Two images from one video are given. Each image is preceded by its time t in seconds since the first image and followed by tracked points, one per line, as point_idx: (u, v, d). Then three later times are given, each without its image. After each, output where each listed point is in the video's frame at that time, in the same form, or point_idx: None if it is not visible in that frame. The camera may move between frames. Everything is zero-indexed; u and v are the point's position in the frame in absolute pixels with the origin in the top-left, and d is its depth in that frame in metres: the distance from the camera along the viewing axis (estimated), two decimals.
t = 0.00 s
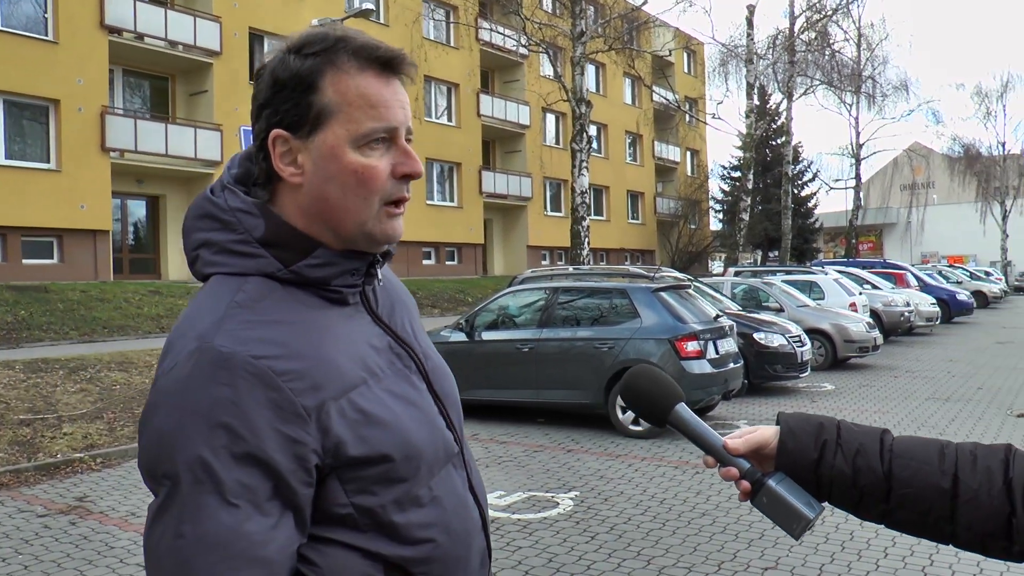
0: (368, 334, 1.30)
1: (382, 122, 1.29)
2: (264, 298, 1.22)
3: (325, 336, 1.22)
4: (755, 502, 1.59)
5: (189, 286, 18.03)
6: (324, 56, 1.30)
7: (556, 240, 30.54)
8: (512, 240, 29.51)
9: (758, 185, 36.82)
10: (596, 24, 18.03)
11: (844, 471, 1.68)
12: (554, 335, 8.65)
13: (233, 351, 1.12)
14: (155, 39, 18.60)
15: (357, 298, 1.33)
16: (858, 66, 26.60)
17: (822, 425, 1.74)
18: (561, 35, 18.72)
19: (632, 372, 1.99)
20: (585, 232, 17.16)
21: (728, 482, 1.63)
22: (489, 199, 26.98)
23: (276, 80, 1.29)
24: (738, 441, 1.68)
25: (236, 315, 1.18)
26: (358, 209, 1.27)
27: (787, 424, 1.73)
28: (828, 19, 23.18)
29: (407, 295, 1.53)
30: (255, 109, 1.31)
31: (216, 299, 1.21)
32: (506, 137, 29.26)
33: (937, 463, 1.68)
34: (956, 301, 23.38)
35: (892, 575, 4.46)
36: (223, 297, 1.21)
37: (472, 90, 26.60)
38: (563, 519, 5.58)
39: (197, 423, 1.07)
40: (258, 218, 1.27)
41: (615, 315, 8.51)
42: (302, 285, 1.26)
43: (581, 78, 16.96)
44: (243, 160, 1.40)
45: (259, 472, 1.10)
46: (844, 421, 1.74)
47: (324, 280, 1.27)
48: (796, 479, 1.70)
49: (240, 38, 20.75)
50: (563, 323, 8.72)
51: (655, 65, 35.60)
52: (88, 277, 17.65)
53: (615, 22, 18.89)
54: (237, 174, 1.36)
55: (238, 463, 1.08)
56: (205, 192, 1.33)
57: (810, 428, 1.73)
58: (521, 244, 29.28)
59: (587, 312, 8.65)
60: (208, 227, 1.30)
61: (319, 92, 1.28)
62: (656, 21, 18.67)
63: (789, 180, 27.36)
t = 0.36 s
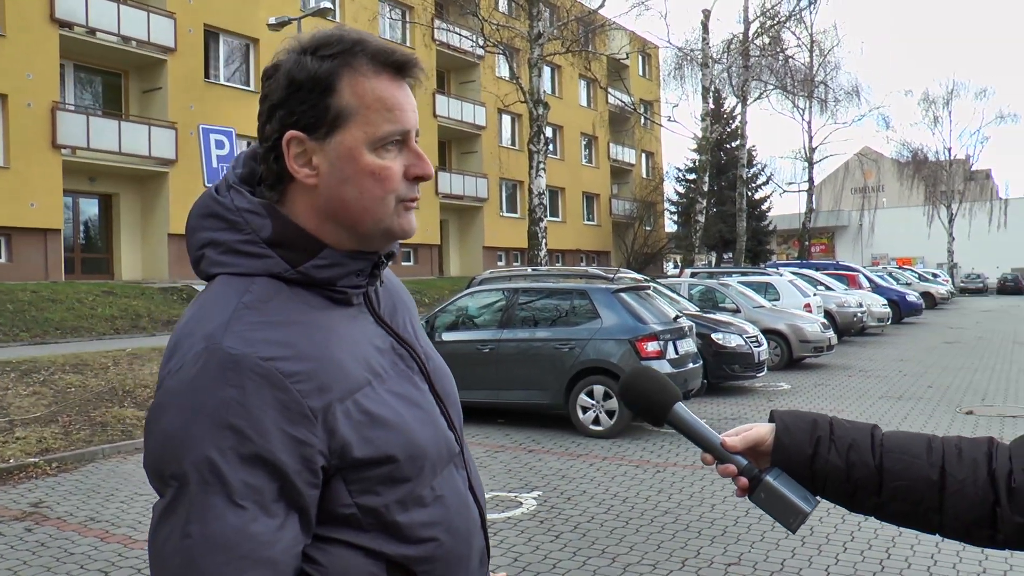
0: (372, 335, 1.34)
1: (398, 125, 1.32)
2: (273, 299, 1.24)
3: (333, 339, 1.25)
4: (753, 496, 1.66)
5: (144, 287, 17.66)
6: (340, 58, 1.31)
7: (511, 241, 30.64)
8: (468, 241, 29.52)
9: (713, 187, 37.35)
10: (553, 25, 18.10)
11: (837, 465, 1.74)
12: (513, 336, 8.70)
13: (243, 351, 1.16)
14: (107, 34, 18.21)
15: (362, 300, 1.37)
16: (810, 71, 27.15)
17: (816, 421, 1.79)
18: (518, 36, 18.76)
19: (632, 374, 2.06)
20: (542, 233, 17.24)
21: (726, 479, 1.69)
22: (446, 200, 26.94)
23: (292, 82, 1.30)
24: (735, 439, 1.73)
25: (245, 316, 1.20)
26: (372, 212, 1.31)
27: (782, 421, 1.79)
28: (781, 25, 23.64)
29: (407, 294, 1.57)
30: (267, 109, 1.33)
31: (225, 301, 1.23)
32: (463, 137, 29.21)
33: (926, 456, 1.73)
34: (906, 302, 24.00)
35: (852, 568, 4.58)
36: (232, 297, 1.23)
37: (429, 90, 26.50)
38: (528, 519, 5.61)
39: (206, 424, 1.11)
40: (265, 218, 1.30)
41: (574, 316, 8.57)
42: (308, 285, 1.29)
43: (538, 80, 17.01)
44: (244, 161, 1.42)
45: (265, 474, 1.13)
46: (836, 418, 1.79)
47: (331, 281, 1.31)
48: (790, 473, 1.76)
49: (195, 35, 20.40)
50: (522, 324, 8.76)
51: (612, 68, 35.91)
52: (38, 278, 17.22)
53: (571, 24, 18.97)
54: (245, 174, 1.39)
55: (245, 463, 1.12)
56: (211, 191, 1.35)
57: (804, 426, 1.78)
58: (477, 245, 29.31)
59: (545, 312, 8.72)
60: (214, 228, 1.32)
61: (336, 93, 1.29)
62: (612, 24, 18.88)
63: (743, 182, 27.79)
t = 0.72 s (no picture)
0: (367, 335, 1.39)
1: (392, 128, 1.39)
2: (272, 301, 1.30)
3: (332, 340, 1.30)
4: (746, 495, 1.71)
5: (106, 290, 17.36)
6: (336, 62, 1.38)
7: (477, 244, 30.73)
8: (434, 244, 29.52)
9: (677, 190, 37.79)
10: (518, 29, 18.19)
11: (828, 464, 1.81)
12: (480, 338, 8.74)
13: (244, 355, 1.19)
14: (66, 32, 17.99)
15: (357, 301, 1.43)
16: (772, 76, 27.62)
17: (805, 421, 1.86)
18: (482, 39, 18.81)
19: (623, 379, 2.12)
20: (508, 236, 17.31)
21: (719, 478, 1.75)
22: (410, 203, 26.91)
23: (287, 84, 1.35)
24: (727, 438, 1.80)
25: (243, 321, 1.25)
26: (370, 213, 1.37)
27: (772, 422, 1.86)
28: (742, 31, 24.02)
29: (397, 293, 1.63)
30: (264, 113, 1.39)
31: (226, 305, 1.27)
32: (428, 140, 29.15)
33: (911, 454, 1.81)
34: (867, 303, 24.52)
35: (822, 565, 4.70)
36: (232, 301, 1.28)
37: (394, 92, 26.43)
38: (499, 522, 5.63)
39: (212, 428, 1.14)
40: (263, 221, 1.36)
41: (541, 319, 8.65)
42: (306, 288, 1.35)
43: (503, 83, 17.05)
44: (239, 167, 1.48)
45: (271, 476, 1.16)
46: (825, 418, 1.86)
47: (327, 283, 1.36)
48: (781, 471, 1.82)
49: (156, 34, 20.11)
50: (490, 326, 8.82)
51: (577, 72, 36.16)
52: None
53: (534, 29, 19.06)
54: (240, 179, 1.45)
55: (251, 465, 1.15)
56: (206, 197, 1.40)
57: (794, 425, 1.86)
58: (442, 248, 29.33)
59: (511, 315, 8.79)
60: (211, 233, 1.37)
61: (333, 97, 1.36)
62: (576, 28, 19.04)
63: (706, 185, 28.14)
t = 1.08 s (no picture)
0: (383, 338, 1.46)
1: (416, 137, 1.47)
2: (294, 306, 1.36)
3: (353, 342, 1.36)
4: (753, 491, 1.74)
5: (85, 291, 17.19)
6: (365, 72, 1.45)
7: (457, 244, 30.74)
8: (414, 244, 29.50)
9: (656, 190, 38.01)
10: (498, 30, 18.20)
11: (833, 460, 1.83)
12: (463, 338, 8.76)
13: (269, 360, 1.26)
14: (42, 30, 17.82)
15: (370, 303, 1.51)
16: (751, 77, 27.83)
17: (811, 419, 1.88)
18: (463, 39, 18.81)
19: (633, 376, 2.15)
20: (488, 236, 17.32)
21: (727, 474, 1.78)
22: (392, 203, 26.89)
23: (317, 92, 1.41)
24: (735, 435, 1.82)
25: (266, 326, 1.31)
26: (390, 219, 1.45)
27: (779, 420, 1.88)
28: (721, 32, 24.20)
29: (402, 293, 1.70)
30: (289, 119, 1.45)
31: (250, 310, 1.33)
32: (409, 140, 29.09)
33: (913, 450, 1.85)
34: (845, 303, 24.81)
35: (809, 562, 4.76)
36: (253, 306, 1.34)
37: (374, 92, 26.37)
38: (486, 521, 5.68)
39: (240, 434, 1.20)
40: (280, 227, 1.42)
41: (523, 319, 8.68)
42: (323, 291, 1.42)
43: (484, 83, 17.05)
44: (254, 170, 1.54)
45: (298, 479, 1.22)
46: (830, 415, 1.89)
47: (343, 286, 1.43)
48: (788, 467, 1.85)
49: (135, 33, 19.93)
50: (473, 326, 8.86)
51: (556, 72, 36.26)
52: None
53: (513, 29, 19.06)
54: (257, 183, 1.52)
55: (278, 468, 1.21)
56: (221, 202, 1.46)
57: (801, 423, 1.88)
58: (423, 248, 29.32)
59: (493, 315, 8.83)
60: (226, 238, 1.44)
61: (360, 107, 1.42)
62: (556, 29, 19.08)
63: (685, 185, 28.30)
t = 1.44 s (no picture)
0: (387, 339, 1.50)
1: (417, 141, 1.52)
2: (304, 311, 1.39)
3: (361, 345, 1.40)
4: (754, 494, 1.77)
5: (77, 290, 17.14)
6: (367, 79, 1.48)
7: (449, 244, 30.77)
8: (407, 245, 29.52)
9: (649, 191, 38.12)
10: (491, 31, 18.23)
11: (832, 464, 1.86)
12: (456, 339, 8.79)
13: (282, 366, 1.29)
14: (34, 28, 17.79)
15: (376, 305, 1.55)
16: (743, 80, 27.95)
17: (810, 424, 1.91)
18: (456, 40, 18.82)
19: (633, 381, 2.18)
20: (481, 236, 17.35)
21: (728, 477, 1.81)
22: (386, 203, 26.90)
23: (321, 100, 1.44)
24: (736, 439, 1.86)
25: (277, 330, 1.34)
26: (397, 221, 1.50)
27: (780, 425, 1.90)
28: (713, 34, 24.31)
29: (401, 294, 1.74)
30: (293, 128, 1.47)
31: (262, 316, 1.36)
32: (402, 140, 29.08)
33: (910, 454, 1.88)
34: (837, 304, 24.96)
35: (801, 562, 4.81)
36: (264, 311, 1.38)
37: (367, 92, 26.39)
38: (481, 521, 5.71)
39: (257, 437, 1.25)
40: (287, 234, 1.45)
41: (517, 320, 8.72)
42: (330, 295, 1.44)
43: (477, 84, 17.08)
44: (255, 179, 1.56)
45: (314, 479, 1.27)
46: (829, 419, 1.92)
47: (350, 290, 1.46)
48: (789, 471, 1.88)
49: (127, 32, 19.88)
50: (467, 327, 8.89)
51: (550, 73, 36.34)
52: None
53: (506, 30, 19.09)
54: (260, 191, 1.55)
55: (294, 470, 1.26)
56: (226, 210, 1.49)
57: (801, 427, 1.90)
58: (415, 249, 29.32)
59: (486, 316, 8.86)
60: (233, 245, 1.46)
61: (364, 113, 1.46)
62: (550, 30, 19.16)
63: (678, 186, 28.38)
